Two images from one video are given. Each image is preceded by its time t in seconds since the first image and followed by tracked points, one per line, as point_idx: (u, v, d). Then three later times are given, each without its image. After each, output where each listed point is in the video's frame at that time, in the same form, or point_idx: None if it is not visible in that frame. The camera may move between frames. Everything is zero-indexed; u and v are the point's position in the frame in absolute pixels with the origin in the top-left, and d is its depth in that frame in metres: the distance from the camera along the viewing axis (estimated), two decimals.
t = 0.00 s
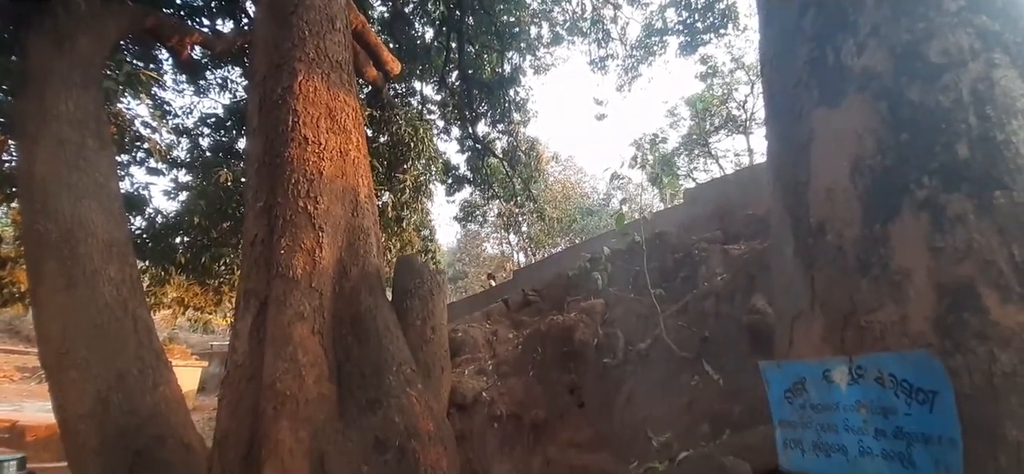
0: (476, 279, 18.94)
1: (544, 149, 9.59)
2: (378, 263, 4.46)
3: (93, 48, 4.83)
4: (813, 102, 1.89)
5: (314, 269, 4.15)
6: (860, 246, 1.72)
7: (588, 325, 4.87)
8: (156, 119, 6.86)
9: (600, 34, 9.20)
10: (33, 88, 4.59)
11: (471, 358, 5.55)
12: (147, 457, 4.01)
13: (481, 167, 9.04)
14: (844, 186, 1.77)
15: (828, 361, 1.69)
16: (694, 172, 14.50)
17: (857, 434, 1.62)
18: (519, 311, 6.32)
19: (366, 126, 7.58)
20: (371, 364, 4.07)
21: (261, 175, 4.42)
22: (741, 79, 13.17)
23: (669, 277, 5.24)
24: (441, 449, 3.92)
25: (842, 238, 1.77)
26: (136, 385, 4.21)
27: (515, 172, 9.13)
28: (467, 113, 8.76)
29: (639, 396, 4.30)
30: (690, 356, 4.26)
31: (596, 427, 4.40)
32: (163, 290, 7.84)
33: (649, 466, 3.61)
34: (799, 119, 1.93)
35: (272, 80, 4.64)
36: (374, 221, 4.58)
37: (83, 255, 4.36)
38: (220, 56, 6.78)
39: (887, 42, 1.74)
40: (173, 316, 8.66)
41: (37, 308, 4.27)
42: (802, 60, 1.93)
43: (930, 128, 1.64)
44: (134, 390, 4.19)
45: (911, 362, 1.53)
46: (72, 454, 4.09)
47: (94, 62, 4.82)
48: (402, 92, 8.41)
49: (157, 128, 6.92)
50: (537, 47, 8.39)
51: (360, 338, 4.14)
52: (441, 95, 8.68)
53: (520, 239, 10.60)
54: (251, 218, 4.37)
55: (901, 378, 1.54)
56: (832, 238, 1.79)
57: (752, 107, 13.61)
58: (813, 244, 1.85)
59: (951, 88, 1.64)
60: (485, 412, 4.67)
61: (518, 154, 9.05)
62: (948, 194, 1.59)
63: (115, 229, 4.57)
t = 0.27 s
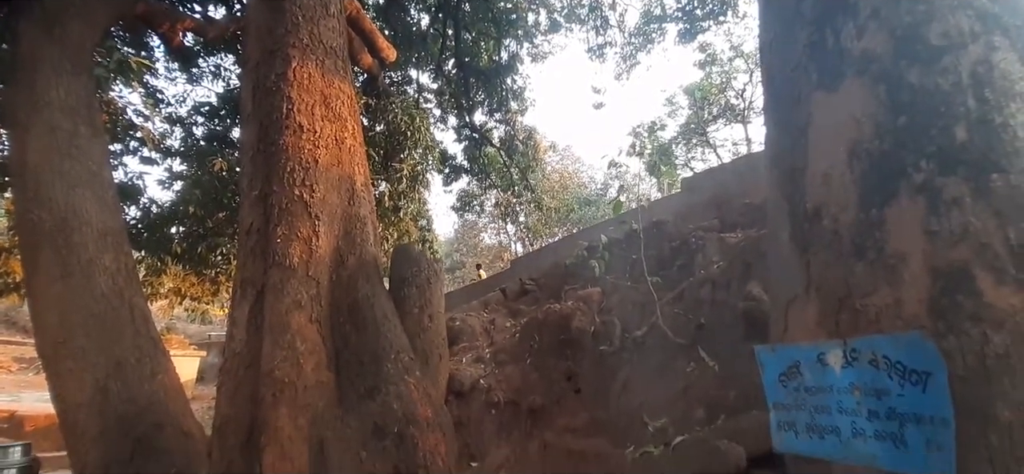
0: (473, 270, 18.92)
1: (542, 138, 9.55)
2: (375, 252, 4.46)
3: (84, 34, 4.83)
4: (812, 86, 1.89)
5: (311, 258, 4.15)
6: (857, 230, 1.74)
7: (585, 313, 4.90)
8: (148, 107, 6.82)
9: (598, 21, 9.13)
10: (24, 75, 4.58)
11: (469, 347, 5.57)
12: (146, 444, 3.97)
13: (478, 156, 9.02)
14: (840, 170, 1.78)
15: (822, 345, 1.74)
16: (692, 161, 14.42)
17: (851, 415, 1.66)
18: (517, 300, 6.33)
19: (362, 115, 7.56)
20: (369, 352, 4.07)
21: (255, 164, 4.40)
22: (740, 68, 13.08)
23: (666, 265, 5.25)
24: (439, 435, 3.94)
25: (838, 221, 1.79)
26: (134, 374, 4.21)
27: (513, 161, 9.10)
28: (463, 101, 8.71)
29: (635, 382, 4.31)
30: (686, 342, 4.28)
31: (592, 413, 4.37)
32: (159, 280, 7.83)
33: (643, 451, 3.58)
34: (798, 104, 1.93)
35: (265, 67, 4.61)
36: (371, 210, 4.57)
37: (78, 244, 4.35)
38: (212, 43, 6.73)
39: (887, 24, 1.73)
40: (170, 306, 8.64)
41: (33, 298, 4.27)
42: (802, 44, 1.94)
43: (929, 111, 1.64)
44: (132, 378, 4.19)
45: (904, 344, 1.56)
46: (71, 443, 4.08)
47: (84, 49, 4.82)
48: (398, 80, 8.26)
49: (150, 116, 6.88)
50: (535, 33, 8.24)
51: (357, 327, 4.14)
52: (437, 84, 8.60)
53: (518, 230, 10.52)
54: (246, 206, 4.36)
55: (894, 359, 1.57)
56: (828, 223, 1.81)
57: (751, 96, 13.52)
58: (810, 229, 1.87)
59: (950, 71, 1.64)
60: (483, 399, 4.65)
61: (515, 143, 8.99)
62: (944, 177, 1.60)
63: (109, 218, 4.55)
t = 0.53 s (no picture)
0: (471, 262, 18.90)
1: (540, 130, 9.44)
2: (372, 242, 4.44)
3: (77, 22, 4.81)
4: (811, 73, 1.90)
5: (308, 247, 4.14)
6: (854, 218, 1.75)
7: (582, 303, 4.91)
8: (142, 95, 6.78)
9: (596, 11, 9.07)
10: (16, 63, 4.56)
11: (466, 337, 5.58)
12: (145, 433, 4.02)
13: (477, 147, 9.00)
14: (837, 158, 1.79)
15: (817, 332, 1.74)
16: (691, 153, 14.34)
17: (844, 401, 1.66)
18: (514, 291, 6.33)
19: (358, 105, 7.54)
20: (366, 342, 4.07)
21: (251, 153, 4.38)
22: (740, 59, 12.99)
23: (664, 256, 5.25)
24: (437, 423, 3.97)
25: (835, 209, 1.80)
26: (131, 363, 4.21)
27: (511, 151, 9.06)
28: (461, 92, 8.72)
29: (631, 372, 4.31)
30: (682, 332, 4.28)
31: (588, 402, 4.36)
32: (156, 270, 7.82)
33: (638, 439, 3.58)
34: (796, 91, 1.94)
35: (259, 55, 4.58)
36: (368, 200, 4.55)
37: (72, 233, 4.34)
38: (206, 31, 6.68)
39: (887, 12, 1.74)
40: (167, 297, 8.64)
41: (28, 287, 4.27)
42: (802, 31, 1.94)
43: (927, 99, 1.64)
44: (130, 368, 4.19)
45: (898, 331, 1.57)
46: (69, 431, 4.09)
47: (76, 36, 4.80)
48: (395, 70, 8.32)
49: (144, 104, 6.84)
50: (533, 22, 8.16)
51: (354, 316, 4.14)
52: (435, 74, 8.55)
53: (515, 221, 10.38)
54: (243, 196, 4.35)
55: (888, 346, 1.58)
56: (825, 211, 1.83)
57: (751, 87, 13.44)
58: (807, 217, 1.88)
59: (949, 58, 1.64)
60: (480, 388, 4.70)
61: (513, 133, 8.97)
62: (941, 165, 1.60)
63: (103, 207, 4.53)
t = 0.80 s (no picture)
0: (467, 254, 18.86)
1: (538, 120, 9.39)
2: (369, 233, 4.45)
3: (69, 12, 4.78)
4: (810, 60, 1.97)
5: (304, 238, 4.14)
6: (850, 205, 1.83)
7: (579, 294, 4.92)
8: (136, 85, 6.74)
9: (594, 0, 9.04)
10: (8, 53, 4.53)
11: (463, 328, 5.57)
12: (143, 423, 4.05)
13: (473, 138, 8.96)
14: (835, 145, 1.87)
15: (811, 320, 1.84)
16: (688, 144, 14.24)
17: (837, 388, 1.77)
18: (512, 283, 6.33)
19: (354, 95, 7.49)
20: (365, 332, 4.09)
21: (246, 143, 4.37)
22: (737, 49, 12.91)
23: (661, 246, 5.27)
24: (435, 413, 3.97)
25: (830, 197, 1.89)
26: (129, 354, 4.21)
27: (508, 143, 9.01)
28: (458, 82, 8.67)
29: (628, 362, 4.31)
30: (678, 322, 4.27)
31: (586, 392, 4.37)
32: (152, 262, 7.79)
33: (635, 427, 3.61)
34: (796, 78, 2.01)
35: (254, 43, 4.55)
36: (364, 191, 4.56)
37: (67, 224, 4.32)
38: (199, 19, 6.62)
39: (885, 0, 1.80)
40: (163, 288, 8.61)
41: (24, 278, 4.26)
42: (801, 19, 2.01)
43: (924, 86, 1.71)
44: (127, 359, 4.20)
45: (890, 318, 1.66)
46: (68, 422, 4.09)
47: (68, 26, 4.77)
48: (392, 59, 8.30)
49: (138, 94, 6.81)
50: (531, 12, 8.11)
51: (352, 307, 4.15)
52: (431, 64, 8.53)
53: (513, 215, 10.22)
54: (238, 187, 4.34)
55: (880, 333, 1.67)
56: (821, 199, 1.91)
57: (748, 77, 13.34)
58: (805, 204, 1.95)
59: (947, 46, 1.70)
60: (478, 378, 4.68)
61: (511, 125, 8.91)
62: (937, 152, 1.68)
63: (98, 198, 4.51)
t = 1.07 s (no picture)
0: (467, 246, 18.82)
1: (537, 112, 9.36)
2: (367, 224, 4.45)
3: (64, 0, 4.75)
4: (808, 50, 1.97)
5: (302, 228, 4.14)
6: (847, 196, 1.83)
7: (577, 285, 4.95)
8: (131, 74, 6.71)
9: None
10: (3, 42, 4.51)
11: (461, 319, 5.59)
12: (142, 412, 4.06)
13: (472, 129, 8.92)
14: (832, 135, 1.87)
15: (807, 309, 1.84)
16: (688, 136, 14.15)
17: (830, 376, 1.78)
18: (509, 275, 6.31)
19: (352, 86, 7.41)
20: (363, 323, 4.08)
21: (243, 133, 4.35)
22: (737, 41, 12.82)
23: (659, 238, 5.26)
24: (433, 402, 3.99)
25: (827, 188, 1.89)
26: (128, 343, 4.22)
27: (507, 134, 8.98)
28: (457, 73, 8.63)
29: (625, 352, 4.30)
30: (675, 314, 4.27)
31: (582, 382, 4.38)
32: (150, 252, 7.78)
33: (631, 417, 3.62)
34: (795, 69, 2.01)
35: (250, 32, 4.52)
36: (362, 181, 4.55)
37: (63, 214, 4.32)
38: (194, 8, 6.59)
39: None
40: (162, 279, 8.61)
41: (20, 267, 4.25)
42: (800, 9, 2.01)
43: (923, 76, 1.71)
44: (125, 348, 4.20)
45: (885, 306, 1.67)
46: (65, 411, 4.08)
47: (63, 14, 4.74)
48: (390, 50, 8.29)
49: (133, 84, 6.78)
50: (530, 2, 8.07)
51: (351, 298, 4.16)
52: (430, 55, 8.51)
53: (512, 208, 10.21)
54: (235, 177, 4.33)
55: (874, 321, 1.68)
56: (818, 190, 1.91)
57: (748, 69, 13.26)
58: (802, 195, 1.95)
59: (946, 34, 1.70)
60: (476, 369, 4.72)
61: (509, 116, 8.85)
62: (934, 142, 1.68)
63: (94, 188, 4.51)
